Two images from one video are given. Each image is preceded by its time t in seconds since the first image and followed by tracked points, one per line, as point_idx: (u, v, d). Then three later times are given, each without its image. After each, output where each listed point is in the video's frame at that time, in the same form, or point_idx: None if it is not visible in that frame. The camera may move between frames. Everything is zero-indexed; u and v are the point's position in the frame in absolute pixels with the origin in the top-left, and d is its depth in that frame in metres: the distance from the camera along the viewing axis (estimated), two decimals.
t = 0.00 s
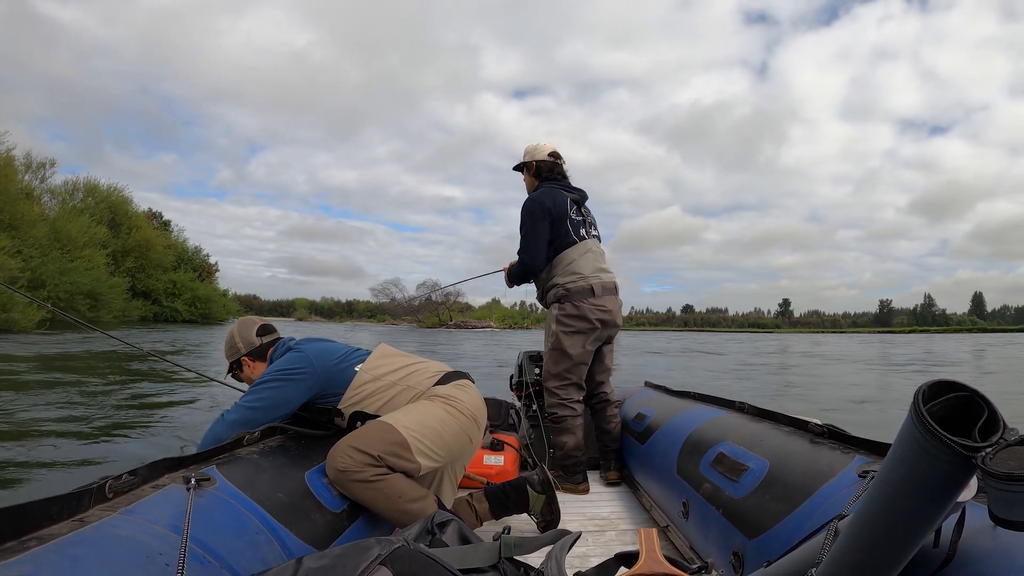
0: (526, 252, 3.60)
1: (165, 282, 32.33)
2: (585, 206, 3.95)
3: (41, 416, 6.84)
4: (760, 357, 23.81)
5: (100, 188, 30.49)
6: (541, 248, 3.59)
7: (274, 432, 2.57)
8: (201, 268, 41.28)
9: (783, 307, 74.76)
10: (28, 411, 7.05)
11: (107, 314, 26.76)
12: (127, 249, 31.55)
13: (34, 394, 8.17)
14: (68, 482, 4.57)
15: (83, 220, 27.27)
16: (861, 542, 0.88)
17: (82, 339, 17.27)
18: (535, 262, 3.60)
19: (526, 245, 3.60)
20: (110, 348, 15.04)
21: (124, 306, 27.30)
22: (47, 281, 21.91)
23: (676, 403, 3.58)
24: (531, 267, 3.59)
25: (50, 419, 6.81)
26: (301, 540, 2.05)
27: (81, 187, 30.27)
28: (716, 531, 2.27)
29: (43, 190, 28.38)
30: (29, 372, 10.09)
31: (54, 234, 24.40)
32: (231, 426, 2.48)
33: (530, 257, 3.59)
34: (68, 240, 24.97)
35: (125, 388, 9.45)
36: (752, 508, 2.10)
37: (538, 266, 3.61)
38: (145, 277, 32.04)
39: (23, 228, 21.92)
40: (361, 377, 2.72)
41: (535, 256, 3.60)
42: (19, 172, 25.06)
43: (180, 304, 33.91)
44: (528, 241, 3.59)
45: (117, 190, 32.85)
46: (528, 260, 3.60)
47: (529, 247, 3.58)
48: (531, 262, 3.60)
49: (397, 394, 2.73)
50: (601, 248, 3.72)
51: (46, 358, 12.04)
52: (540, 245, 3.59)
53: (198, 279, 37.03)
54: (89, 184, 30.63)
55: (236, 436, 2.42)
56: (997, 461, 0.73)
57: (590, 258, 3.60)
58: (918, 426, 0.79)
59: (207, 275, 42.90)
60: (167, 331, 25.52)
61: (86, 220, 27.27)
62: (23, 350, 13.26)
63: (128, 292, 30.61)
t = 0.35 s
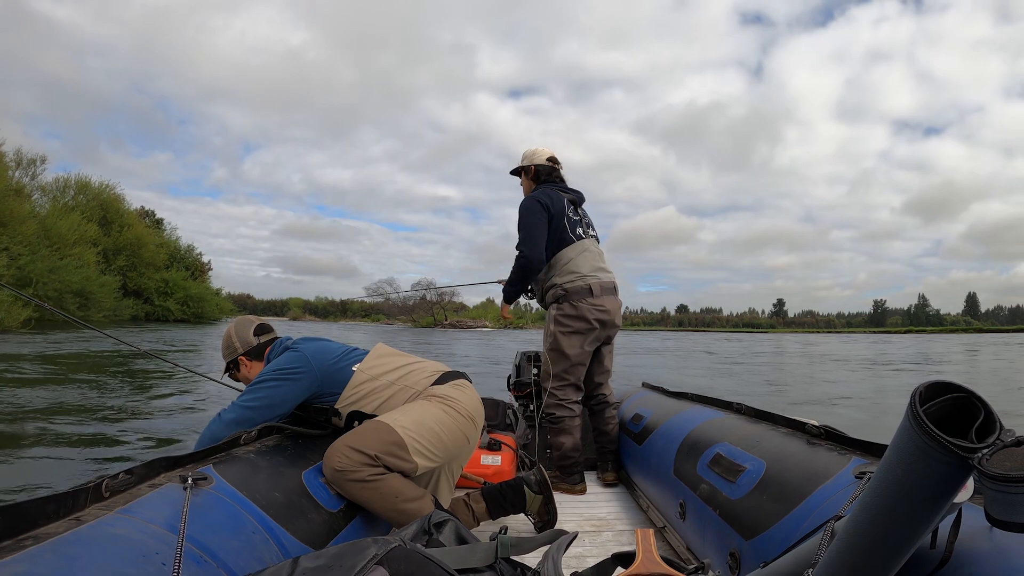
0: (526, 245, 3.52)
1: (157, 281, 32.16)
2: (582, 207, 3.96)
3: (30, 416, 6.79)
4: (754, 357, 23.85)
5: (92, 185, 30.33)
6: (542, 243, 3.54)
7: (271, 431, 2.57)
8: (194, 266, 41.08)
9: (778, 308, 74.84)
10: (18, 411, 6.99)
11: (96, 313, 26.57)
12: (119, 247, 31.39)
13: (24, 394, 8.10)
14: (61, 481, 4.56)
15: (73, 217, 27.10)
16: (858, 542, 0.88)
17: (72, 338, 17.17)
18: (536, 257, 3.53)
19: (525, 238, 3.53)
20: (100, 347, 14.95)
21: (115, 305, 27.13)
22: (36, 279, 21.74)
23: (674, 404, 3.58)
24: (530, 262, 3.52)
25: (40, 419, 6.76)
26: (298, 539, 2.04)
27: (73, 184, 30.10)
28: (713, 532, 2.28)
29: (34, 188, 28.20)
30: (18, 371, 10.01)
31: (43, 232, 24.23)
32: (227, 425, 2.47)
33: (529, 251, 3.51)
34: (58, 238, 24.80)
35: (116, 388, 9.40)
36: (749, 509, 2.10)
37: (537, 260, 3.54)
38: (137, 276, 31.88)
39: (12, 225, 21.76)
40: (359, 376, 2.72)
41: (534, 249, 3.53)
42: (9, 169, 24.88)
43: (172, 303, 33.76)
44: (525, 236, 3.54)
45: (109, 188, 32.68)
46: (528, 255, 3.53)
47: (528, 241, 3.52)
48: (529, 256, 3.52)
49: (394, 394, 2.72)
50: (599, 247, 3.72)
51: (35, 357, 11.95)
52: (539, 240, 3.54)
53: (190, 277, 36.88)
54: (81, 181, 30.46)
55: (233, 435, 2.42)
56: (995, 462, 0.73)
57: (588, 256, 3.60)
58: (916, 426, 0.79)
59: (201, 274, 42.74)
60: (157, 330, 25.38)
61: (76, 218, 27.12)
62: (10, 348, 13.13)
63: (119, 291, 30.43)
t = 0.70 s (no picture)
0: (506, 258, 3.77)
1: (149, 280, 31.98)
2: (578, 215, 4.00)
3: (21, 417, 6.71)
4: (749, 357, 23.82)
5: (84, 183, 30.17)
6: (520, 252, 3.73)
7: (271, 434, 2.56)
8: (187, 265, 40.87)
9: (774, 308, 74.98)
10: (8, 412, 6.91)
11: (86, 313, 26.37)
12: (111, 245, 31.22)
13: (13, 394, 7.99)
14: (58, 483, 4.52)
15: (64, 216, 26.91)
16: (859, 543, 0.88)
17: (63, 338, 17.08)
18: (516, 265, 3.75)
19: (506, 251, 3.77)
20: (92, 347, 14.88)
21: (105, 304, 26.94)
22: (25, 278, 21.60)
23: (674, 405, 3.58)
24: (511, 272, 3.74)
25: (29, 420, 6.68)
26: (297, 540, 2.04)
27: (64, 182, 29.94)
28: (712, 533, 2.28)
29: (24, 185, 28.04)
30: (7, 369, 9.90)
31: (33, 230, 24.07)
32: (226, 428, 2.47)
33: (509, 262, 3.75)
34: (48, 236, 24.64)
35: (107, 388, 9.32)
36: (748, 510, 2.10)
37: (516, 271, 3.75)
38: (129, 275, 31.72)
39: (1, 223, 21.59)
40: (359, 379, 2.71)
41: (514, 262, 3.75)
42: None
43: (165, 302, 33.60)
44: (507, 249, 3.77)
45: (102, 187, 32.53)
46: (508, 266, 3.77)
47: (508, 252, 3.76)
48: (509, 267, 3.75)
49: (394, 396, 2.72)
50: (595, 247, 3.71)
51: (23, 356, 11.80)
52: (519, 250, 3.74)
53: (183, 277, 36.69)
54: (72, 179, 30.31)
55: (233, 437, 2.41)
56: (995, 463, 0.73)
57: (582, 256, 3.60)
58: (915, 427, 0.79)
59: (194, 273, 42.57)
60: (148, 330, 25.22)
61: (67, 216, 26.95)
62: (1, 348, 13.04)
63: (111, 290, 30.23)
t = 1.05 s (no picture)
0: (509, 259, 3.82)
1: (143, 279, 31.90)
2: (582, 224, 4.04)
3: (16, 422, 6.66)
4: (746, 357, 23.78)
5: (77, 181, 30.06)
6: (522, 253, 3.80)
7: (273, 435, 2.56)
8: (182, 264, 40.76)
9: (772, 307, 75.02)
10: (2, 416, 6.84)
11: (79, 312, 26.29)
12: (104, 244, 31.10)
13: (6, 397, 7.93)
14: (57, 488, 4.48)
15: (56, 214, 26.78)
16: (861, 542, 0.88)
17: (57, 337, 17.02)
18: (517, 265, 3.80)
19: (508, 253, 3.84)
20: (86, 347, 14.83)
21: (99, 303, 26.87)
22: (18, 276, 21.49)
23: (677, 405, 3.58)
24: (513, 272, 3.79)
25: (30, 424, 6.66)
26: (300, 542, 2.04)
27: (58, 180, 29.85)
28: (716, 533, 2.28)
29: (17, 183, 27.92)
30: None
31: (25, 227, 23.95)
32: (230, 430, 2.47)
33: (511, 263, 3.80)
34: (41, 234, 24.53)
35: (101, 390, 9.27)
36: (751, 509, 2.11)
37: (518, 272, 3.79)
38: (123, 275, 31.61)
39: None
40: (363, 382, 2.71)
41: (517, 263, 3.80)
42: None
43: (160, 301, 33.51)
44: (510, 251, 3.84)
45: (96, 186, 32.42)
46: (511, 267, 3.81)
47: (510, 254, 3.82)
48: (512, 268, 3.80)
49: (398, 398, 2.72)
50: (597, 249, 3.71)
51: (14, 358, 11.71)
52: (522, 252, 3.81)
53: (178, 276, 36.57)
54: (66, 177, 30.21)
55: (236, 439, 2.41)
56: (998, 461, 0.73)
57: (582, 258, 3.61)
58: (919, 425, 0.79)
59: (190, 273, 42.47)
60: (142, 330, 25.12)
61: (60, 214, 26.83)
62: None
63: (105, 289, 30.15)
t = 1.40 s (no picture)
0: (515, 251, 3.79)
1: (138, 279, 31.84)
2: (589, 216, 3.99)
3: (13, 419, 6.62)
4: (742, 358, 23.76)
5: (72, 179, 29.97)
6: (528, 246, 3.76)
7: (276, 432, 2.57)
8: (178, 264, 40.66)
9: (770, 308, 75.03)
10: None
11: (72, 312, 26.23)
12: (99, 243, 30.98)
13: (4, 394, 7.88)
14: (55, 484, 4.45)
15: (50, 212, 26.71)
16: (861, 543, 0.88)
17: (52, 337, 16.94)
18: (522, 258, 3.78)
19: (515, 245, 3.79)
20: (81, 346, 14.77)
21: (92, 303, 26.80)
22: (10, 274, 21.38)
23: (679, 405, 3.58)
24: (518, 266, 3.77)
25: (34, 420, 6.69)
26: (301, 540, 2.03)
27: (53, 178, 29.79)
28: (716, 534, 2.28)
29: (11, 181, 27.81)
30: None
31: (17, 225, 23.83)
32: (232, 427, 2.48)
33: (516, 256, 3.78)
34: (34, 232, 24.42)
35: (100, 386, 9.23)
36: (752, 510, 2.11)
37: (523, 266, 3.77)
38: (117, 274, 31.51)
39: None
40: (366, 383, 2.69)
41: (522, 256, 3.78)
42: None
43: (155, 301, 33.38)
44: (516, 243, 3.80)
45: (91, 184, 32.31)
46: (516, 260, 3.79)
47: (516, 246, 3.79)
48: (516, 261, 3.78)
49: (401, 398, 2.72)
50: (602, 248, 3.70)
51: (13, 356, 11.67)
52: (528, 245, 3.77)
53: (174, 276, 36.44)
54: (61, 175, 30.15)
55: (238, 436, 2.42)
56: (999, 464, 0.74)
57: (585, 256, 3.59)
58: (920, 428, 0.80)
59: (185, 272, 42.37)
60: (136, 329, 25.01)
61: (53, 212, 26.71)
62: None
63: (99, 288, 30.07)
